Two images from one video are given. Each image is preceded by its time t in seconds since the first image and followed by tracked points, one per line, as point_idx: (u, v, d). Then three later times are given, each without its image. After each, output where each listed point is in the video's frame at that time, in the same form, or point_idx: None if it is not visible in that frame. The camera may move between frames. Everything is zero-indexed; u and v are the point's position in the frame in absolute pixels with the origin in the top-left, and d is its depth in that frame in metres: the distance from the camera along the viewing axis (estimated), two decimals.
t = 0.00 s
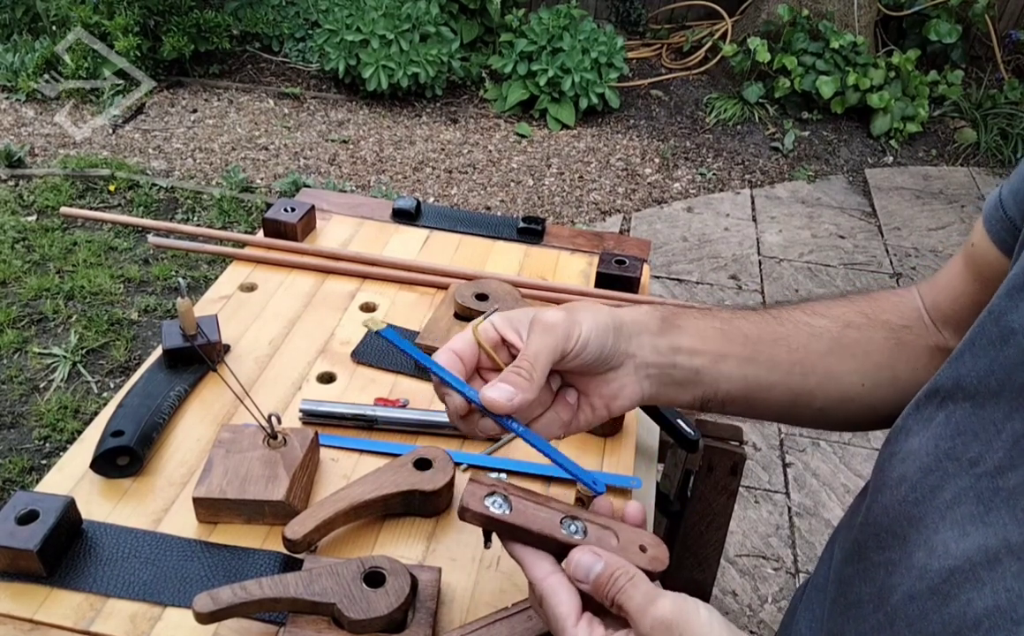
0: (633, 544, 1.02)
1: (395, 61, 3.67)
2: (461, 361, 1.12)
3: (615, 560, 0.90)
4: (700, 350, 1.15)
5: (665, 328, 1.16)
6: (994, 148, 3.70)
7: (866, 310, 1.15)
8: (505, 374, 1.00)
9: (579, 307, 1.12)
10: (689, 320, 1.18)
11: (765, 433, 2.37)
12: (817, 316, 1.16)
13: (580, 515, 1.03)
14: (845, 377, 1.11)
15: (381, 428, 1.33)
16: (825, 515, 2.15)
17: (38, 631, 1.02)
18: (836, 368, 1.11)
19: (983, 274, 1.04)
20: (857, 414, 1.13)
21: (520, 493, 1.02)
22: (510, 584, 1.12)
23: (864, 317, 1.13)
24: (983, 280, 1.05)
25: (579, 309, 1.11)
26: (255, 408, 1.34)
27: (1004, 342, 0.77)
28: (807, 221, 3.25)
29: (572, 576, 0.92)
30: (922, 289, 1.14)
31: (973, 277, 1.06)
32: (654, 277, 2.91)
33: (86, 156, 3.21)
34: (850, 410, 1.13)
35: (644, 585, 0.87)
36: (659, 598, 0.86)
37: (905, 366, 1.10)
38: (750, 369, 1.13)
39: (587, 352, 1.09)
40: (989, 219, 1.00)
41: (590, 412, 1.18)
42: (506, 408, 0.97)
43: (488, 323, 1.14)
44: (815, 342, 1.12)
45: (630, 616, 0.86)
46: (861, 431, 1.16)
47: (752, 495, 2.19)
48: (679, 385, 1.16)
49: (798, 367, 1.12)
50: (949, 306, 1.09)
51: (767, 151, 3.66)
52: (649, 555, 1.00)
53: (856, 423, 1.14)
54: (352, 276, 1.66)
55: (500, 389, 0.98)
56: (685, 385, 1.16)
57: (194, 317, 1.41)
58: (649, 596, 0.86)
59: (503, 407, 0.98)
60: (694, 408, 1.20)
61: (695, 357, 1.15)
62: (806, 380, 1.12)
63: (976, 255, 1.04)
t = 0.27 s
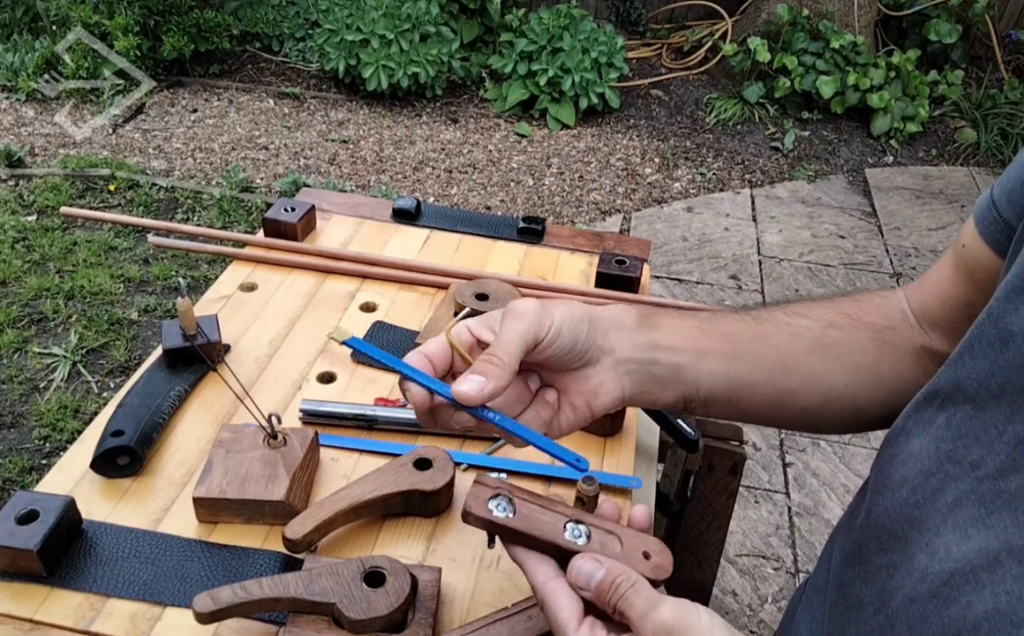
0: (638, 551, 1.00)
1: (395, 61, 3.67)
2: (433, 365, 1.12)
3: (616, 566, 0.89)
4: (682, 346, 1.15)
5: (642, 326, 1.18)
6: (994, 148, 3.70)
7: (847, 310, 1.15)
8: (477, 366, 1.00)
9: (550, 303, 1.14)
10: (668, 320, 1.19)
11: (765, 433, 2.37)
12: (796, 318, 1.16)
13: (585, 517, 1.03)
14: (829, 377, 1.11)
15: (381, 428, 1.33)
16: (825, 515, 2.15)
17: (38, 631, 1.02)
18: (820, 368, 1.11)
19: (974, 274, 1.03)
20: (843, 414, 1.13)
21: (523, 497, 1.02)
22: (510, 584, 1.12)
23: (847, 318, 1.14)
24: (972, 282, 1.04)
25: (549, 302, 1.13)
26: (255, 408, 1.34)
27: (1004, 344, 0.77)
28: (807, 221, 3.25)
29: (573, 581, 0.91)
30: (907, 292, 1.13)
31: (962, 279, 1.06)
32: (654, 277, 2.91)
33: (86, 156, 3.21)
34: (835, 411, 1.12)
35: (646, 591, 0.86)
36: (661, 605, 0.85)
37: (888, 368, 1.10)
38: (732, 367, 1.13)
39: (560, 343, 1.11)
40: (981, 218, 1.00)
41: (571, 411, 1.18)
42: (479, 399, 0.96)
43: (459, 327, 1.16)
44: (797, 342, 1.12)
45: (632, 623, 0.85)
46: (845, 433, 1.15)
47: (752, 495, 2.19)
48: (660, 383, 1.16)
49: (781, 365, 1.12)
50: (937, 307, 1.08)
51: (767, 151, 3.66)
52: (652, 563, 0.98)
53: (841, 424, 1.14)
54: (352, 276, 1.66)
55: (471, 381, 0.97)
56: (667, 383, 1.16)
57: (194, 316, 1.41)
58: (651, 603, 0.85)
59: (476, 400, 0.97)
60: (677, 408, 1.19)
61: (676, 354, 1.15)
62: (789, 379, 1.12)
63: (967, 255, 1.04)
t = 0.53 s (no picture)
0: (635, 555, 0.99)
1: (395, 61, 3.67)
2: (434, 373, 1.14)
3: (612, 572, 0.88)
4: (683, 347, 1.16)
5: (645, 327, 1.18)
6: (994, 148, 3.70)
7: (850, 313, 1.15)
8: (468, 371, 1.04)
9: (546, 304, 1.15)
10: (672, 320, 1.19)
11: (765, 433, 2.37)
12: (801, 319, 1.16)
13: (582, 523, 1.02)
14: (834, 377, 1.10)
15: (381, 428, 1.33)
16: (825, 515, 2.15)
17: (38, 631, 1.02)
18: (824, 369, 1.10)
19: (974, 274, 1.04)
20: (847, 416, 1.12)
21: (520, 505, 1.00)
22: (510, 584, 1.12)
23: (849, 320, 1.13)
24: (973, 283, 1.05)
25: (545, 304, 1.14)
26: (255, 408, 1.34)
27: (999, 345, 0.77)
28: (807, 221, 3.25)
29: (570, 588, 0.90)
30: (909, 293, 1.14)
31: (962, 280, 1.06)
32: (654, 277, 2.91)
33: (86, 156, 3.21)
34: (840, 412, 1.12)
35: (642, 599, 0.85)
36: (657, 614, 0.85)
37: (892, 369, 1.09)
38: (735, 367, 1.14)
39: (556, 344, 1.12)
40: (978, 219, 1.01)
41: (574, 412, 1.19)
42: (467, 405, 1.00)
43: (463, 332, 1.16)
44: (798, 343, 1.12)
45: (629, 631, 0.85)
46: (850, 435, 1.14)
47: (752, 495, 2.19)
48: (663, 384, 1.17)
49: (784, 366, 1.12)
50: (938, 308, 1.09)
51: (767, 151, 3.66)
52: (649, 568, 0.97)
53: (847, 425, 1.13)
54: (352, 276, 1.66)
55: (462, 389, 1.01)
56: (670, 384, 1.16)
57: (194, 317, 1.41)
58: (647, 613, 0.84)
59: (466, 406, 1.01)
60: (681, 409, 1.19)
61: (677, 355, 1.16)
62: (793, 381, 1.11)
63: (966, 255, 1.04)
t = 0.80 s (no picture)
0: (638, 546, 0.99)
1: (395, 61, 3.67)
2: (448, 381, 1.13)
3: (618, 567, 0.88)
4: (691, 348, 1.15)
5: (654, 329, 1.17)
6: (994, 148, 3.70)
7: (857, 312, 1.15)
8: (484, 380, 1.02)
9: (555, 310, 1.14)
10: (681, 321, 1.19)
11: (765, 433, 2.37)
12: (809, 319, 1.16)
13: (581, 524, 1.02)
14: (840, 378, 1.11)
15: (381, 428, 1.33)
16: (825, 515, 2.15)
17: (38, 631, 1.02)
18: (831, 369, 1.11)
19: (975, 274, 1.04)
20: (854, 415, 1.13)
21: (517, 510, 1.01)
22: (510, 584, 1.12)
23: (857, 319, 1.14)
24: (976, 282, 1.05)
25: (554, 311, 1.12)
26: (255, 408, 1.34)
27: (997, 344, 0.77)
28: (807, 221, 3.25)
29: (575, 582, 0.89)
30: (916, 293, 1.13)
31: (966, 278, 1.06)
32: (654, 277, 2.91)
33: (86, 156, 3.21)
34: (845, 412, 1.12)
35: (646, 597, 0.85)
36: (660, 611, 0.84)
37: (899, 369, 1.10)
38: (742, 368, 1.13)
39: (569, 351, 1.11)
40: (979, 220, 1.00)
41: (587, 414, 1.19)
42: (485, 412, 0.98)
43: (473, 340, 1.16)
44: (807, 343, 1.12)
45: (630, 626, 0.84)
46: (856, 433, 1.15)
47: (752, 495, 2.19)
48: (672, 386, 1.16)
49: (792, 366, 1.12)
50: (943, 308, 1.09)
51: (767, 151, 3.66)
52: (654, 555, 0.97)
53: (850, 424, 1.14)
54: (352, 276, 1.66)
55: (477, 395, 1.00)
56: (678, 386, 1.16)
57: (194, 316, 1.41)
58: (651, 613, 0.83)
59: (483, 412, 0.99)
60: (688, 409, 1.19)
61: (685, 356, 1.15)
62: (800, 381, 1.12)
63: (968, 255, 1.04)
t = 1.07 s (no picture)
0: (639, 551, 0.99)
1: (395, 61, 3.67)
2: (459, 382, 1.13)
3: (617, 577, 0.87)
4: (700, 346, 1.16)
5: (663, 327, 1.18)
6: (994, 148, 3.70)
7: (866, 308, 1.15)
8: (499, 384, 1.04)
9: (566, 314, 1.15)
10: (690, 319, 1.20)
11: (765, 433, 2.37)
12: (820, 315, 1.15)
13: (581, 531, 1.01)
14: (851, 374, 1.10)
15: (381, 428, 1.33)
16: (825, 515, 2.15)
17: (38, 631, 1.02)
18: (842, 365, 1.10)
19: (980, 267, 1.04)
20: (865, 409, 1.13)
21: (515, 519, 1.00)
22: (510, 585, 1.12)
23: (867, 315, 1.13)
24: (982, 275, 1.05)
25: (566, 315, 1.13)
26: (255, 408, 1.34)
27: (996, 336, 0.77)
28: (807, 221, 3.25)
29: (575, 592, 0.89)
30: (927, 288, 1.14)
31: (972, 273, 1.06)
32: (654, 277, 2.91)
33: (86, 156, 3.21)
34: (856, 407, 1.12)
35: (645, 606, 0.84)
36: (660, 621, 0.83)
37: (910, 364, 1.09)
38: (752, 365, 1.14)
39: (581, 354, 1.12)
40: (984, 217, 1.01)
41: (599, 414, 1.21)
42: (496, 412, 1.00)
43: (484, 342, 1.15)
44: (816, 340, 1.12)
45: None
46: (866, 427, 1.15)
47: (752, 495, 2.19)
48: (683, 383, 1.18)
49: (802, 363, 1.11)
50: (951, 302, 1.09)
51: (767, 151, 3.66)
52: (654, 561, 0.97)
53: (862, 418, 1.14)
54: (352, 276, 1.66)
55: (491, 394, 1.02)
56: (689, 384, 1.17)
57: (194, 317, 1.41)
58: (648, 622, 0.83)
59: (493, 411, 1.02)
60: (700, 406, 1.20)
61: (695, 354, 1.16)
62: (812, 377, 1.11)
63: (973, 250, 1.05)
